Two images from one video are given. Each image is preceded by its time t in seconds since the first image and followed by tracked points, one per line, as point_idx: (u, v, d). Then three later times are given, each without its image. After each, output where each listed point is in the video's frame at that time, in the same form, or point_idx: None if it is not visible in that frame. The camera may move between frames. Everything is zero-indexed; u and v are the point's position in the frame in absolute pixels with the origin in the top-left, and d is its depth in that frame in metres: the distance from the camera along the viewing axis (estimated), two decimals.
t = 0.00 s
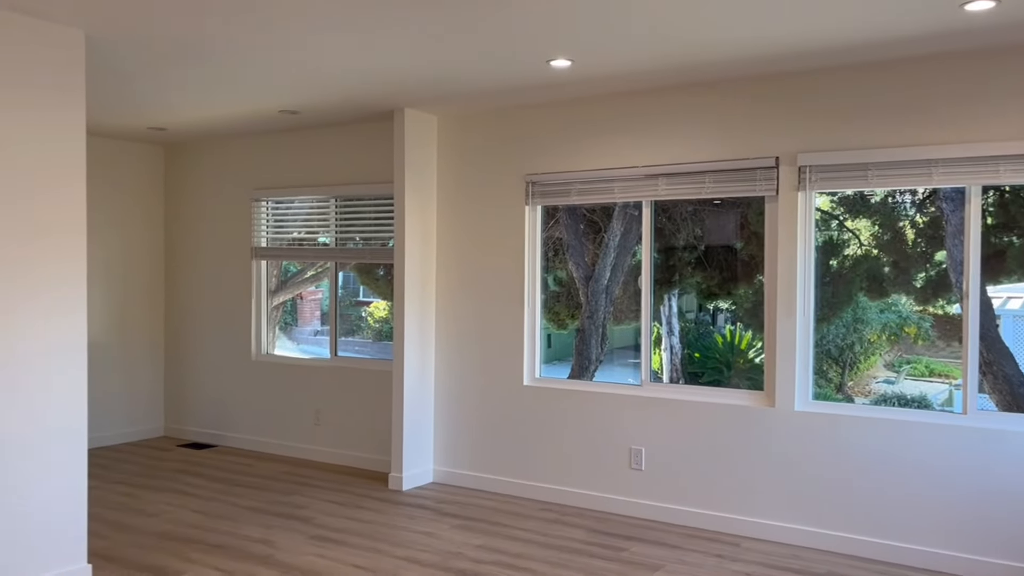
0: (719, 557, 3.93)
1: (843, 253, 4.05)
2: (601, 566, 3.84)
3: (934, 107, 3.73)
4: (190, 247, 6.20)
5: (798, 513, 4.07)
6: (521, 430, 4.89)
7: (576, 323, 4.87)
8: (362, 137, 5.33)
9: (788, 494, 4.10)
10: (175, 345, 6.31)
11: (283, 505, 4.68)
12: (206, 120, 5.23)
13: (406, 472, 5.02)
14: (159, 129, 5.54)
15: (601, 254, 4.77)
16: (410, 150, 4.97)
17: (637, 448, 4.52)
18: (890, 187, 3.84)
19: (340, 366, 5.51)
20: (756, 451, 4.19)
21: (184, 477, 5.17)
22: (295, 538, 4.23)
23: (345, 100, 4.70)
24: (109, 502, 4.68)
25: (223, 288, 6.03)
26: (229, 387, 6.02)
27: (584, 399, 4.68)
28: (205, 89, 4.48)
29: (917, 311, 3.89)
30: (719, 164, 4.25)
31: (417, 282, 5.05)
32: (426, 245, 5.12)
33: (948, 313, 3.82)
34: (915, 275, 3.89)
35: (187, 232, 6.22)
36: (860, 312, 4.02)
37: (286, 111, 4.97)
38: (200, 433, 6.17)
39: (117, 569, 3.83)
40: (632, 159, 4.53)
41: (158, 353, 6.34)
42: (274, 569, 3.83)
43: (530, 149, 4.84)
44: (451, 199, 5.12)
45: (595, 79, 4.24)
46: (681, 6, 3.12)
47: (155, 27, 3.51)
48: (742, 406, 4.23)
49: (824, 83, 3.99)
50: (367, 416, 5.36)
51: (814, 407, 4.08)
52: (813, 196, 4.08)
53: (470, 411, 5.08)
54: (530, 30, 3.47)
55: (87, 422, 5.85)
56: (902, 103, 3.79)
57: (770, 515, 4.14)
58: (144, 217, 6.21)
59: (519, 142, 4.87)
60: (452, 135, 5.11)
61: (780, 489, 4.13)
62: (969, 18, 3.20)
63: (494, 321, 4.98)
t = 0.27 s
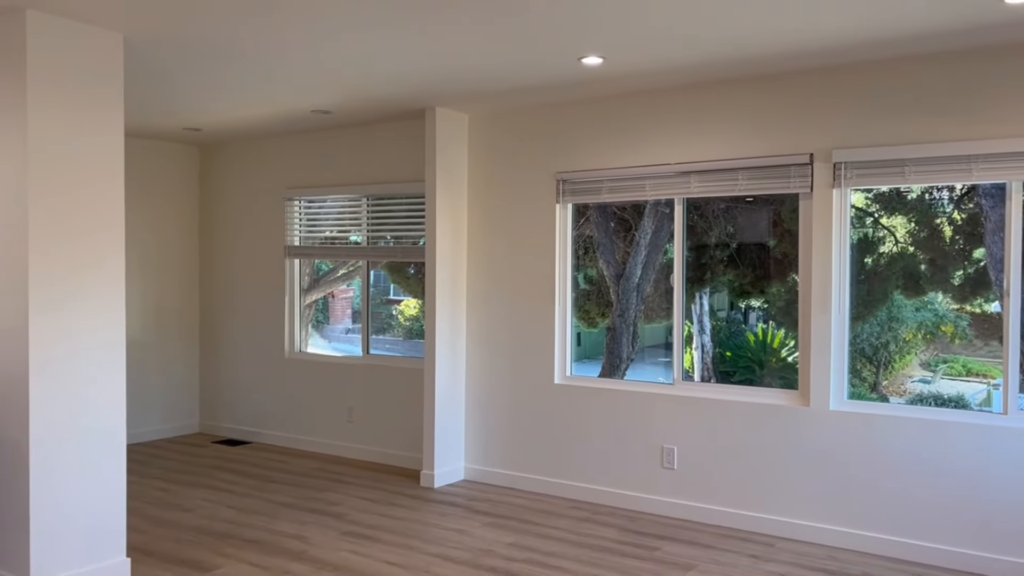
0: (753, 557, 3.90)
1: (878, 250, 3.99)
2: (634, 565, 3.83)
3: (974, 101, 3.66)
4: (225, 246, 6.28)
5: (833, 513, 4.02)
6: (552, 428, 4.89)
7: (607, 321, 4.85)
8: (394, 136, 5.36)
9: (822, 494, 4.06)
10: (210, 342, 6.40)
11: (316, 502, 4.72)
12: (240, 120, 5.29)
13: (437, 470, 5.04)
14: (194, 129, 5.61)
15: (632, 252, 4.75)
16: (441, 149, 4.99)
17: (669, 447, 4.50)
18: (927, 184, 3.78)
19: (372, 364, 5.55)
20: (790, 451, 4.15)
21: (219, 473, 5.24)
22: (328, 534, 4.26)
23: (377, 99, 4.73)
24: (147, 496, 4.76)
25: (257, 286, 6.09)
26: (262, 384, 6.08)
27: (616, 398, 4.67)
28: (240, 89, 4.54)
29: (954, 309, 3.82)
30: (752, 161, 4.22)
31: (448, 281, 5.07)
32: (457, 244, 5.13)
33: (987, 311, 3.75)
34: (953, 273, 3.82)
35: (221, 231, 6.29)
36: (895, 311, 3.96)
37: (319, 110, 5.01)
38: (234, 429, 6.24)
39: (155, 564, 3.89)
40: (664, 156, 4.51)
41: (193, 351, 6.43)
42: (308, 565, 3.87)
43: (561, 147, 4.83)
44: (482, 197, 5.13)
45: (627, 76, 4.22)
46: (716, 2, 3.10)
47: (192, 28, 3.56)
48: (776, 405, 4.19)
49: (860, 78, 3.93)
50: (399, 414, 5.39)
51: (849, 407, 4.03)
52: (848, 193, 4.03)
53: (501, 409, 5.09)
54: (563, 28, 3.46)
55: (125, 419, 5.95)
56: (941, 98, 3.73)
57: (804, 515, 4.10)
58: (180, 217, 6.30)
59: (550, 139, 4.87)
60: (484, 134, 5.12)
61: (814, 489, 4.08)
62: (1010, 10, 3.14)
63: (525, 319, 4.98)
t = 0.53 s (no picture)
0: (786, 558, 3.86)
1: (914, 248, 3.93)
2: (666, 564, 3.81)
3: (1015, 95, 3.58)
4: (258, 245, 6.35)
5: (868, 514, 3.97)
6: (583, 426, 4.88)
7: (637, 320, 4.83)
8: (425, 134, 5.37)
9: (857, 494, 4.00)
10: (243, 340, 6.47)
11: (347, 498, 4.76)
12: (273, 120, 5.34)
13: (468, 467, 5.05)
14: (228, 130, 5.68)
15: (663, 249, 4.72)
16: (472, 147, 5.00)
17: (700, 446, 4.47)
18: (967, 180, 3.71)
19: (402, 361, 5.58)
20: (825, 450, 4.09)
21: (253, 469, 5.30)
22: (361, 530, 4.29)
23: (408, 98, 4.75)
24: (182, 492, 4.83)
25: (289, 284, 6.15)
26: (295, 381, 6.14)
27: (647, 396, 4.64)
28: (273, 89, 4.58)
29: (993, 307, 3.76)
30: (786, 157, 4.17)
31: (478, 279, 5.07)
32: (487, 242, 5.14)
33: None
34: (992, 270, 3.75)
35: (255, 231, 6.36)
36: (932, 309, 3.90)
37: (350, 110, 5.05)
38: (267, 426, 6.31)
39: (190, 558, 3.95)
40: (696, 153, 4.47)
41: (227, 349, 6.51)
42: (341, 561, 3.90)
43: (591, 144, 4.82)
44: (512, 195, 5.13)
45: (659, 73, 4.20)
46: None
47: (226, 29, 3.60)
48: (811, 404, 4.14)
49: (898, 73, 3.87)
50: (430, 411, 5.41)
51: (885, 406, 3.97)
52: (884, 189, 3.97)
53: (531, 407, 5.09)
54: (594, 25, 3.45)
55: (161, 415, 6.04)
56: (981, 92, 3.66)
57: (839, 515, 4.05)
58: (214, 216, 6.38)
59: (581, 137, 4.86)
60: (514, 132, 5.12)
61: (849, 489, 4.03)
62: None
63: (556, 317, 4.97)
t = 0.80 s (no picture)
0: (822, 558, 3.81)
1: (953, 245, 3.86)
2: (699, 564, 3.78)
3: None
4: (292, 243, 6.41)
5: (904, 515, 3.92)
6: (614, 424, 4.86)
7: (669, 318, 4.80)
8: (457, 133, 5.39)
9: (894, 494, 3.95)
10: (277, 338, 6.54)
11: (380, 495, 4.79)
12: (307, 119, 5.39)
13: (500, 465, 5.06)
14: (263, 129, 5.75)
15: (696, 247, 4.69)
16: (503, 145, 5.01)
17: (734, 445, 4.44)
18: (1008, 175, 3.64)
19: (434, 359, 5.60)
20: (861, 451, 4.04)
21: (287, 466, 5.36)
22: (393, 527, 4.32)
23: (440, 97, 4.77)
24: (219, 487, 4.89)
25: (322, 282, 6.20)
26: (328, 379, 6.19)
27: (680, 395, 4.62)
28: (307, 89, 4.63)
29: None
30: (822, 154, 4.12)
31: (509, 277, 5.08)
32: (519, 240, 5.15)
33: None
34: None
35: (289, 229, 6.43)
36: (970, 307, 3.83)
37: (383, 109, 5.08)
38: (301, 423, 6.37)
39: (227, 552, 4.00)
40: (730, 150, 4.44)
41: (262, 346, 6.58)
42: (374, 557, 3.93)
43: (623, 142, 4.80)
44: (544, 193, 5.13)
45: (692, 69, 4.17)
46: None
47: (261, 29, 3.64)
48: (847, 403, 4.09)
49: (936, 67, 3.80)
50: (462, 409, 5.43)
51: (923, 406, 3.91)
52: (922, 185, 3.91)
53: (562, 405, 5.09)
54: (627, 22, 3.44)
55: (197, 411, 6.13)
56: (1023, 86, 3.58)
57: (875, 516, 4.00)
58: (249, 215, 6.45)
59: (613, 134, 4.84)
60: (546, 130, 5.12)
61: (886, 489, 3.97)
62: None
63: (588, 314, 4.96)
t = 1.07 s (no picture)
0: (856, 560, 3.77)
1: (991, 243, 3.79)
2: (730, 564, 3.76)
3: None
4: (323, 242, 6.46)
5: (940, 517, 3.86)
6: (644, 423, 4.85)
7: (700, 316, 4.77)
8: (487, 132, 5.40)
9: (929, 496, 3.89)
10: (309, 335, 6.60)
11: (411, 492, 4.81)
12: (338, 118, 5.43)
13: (529, 463, 5.06)
14: (295, 129, 5.80)
15: (727, 245, 4.65)
16: (534, 143, 5.01)
17: (766, 445, 4.40)
18: None
19: (463, 357, 5.62)
20: (896, 451, 3.99)
21: (319, 462, 5.41)
22: (424, 524, 4.34)
23: (470, 95, 4.77)
24: (252, 482, 4.95)
25: (353, 281, 6.25)
26: (359, 376, 6.23)
27: (711, 394, 4.59)
28: (339, 88, 4.66)
29: None
30: (856, 150, 4.07)
31: (539, 275, 5.08)
32: (548, 238, 5.14)
33: None
34: None
35: (320, 228, 6.48)
36: (1009, 306, 3.76)
37: (413, 108, 5.10)
38: (332, 420, 6.43)
39: (260, 547, 4.04)
40: (762, 147, 4.40)
41: (294, 344, 6.65)
42: (404, 553, 3.95)
43: (654, 139, 4.77)
44: (574, 191, 5.12)
45: (724, 65, 4.14)
46: None
47: (295, 29, 3.67)
48: (881, 404, 4.03)
49: (974, 61, 3.74)
50: (492, 407, 5.44)
51: (959, 406, 3.85)
52: (959, 182, 3.84)
53: (592, 403, 5.08)
54: (659, 18, 3.42)
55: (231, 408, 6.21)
56: None
57: (910, 518, 3.94)
58: (281, 214, 6.52)
59: (643, 132, 4.82)
60: (577, 127, 5.11)
61: (921, 491, 3.92)
62: None
63: (618, 313, 4.94)
